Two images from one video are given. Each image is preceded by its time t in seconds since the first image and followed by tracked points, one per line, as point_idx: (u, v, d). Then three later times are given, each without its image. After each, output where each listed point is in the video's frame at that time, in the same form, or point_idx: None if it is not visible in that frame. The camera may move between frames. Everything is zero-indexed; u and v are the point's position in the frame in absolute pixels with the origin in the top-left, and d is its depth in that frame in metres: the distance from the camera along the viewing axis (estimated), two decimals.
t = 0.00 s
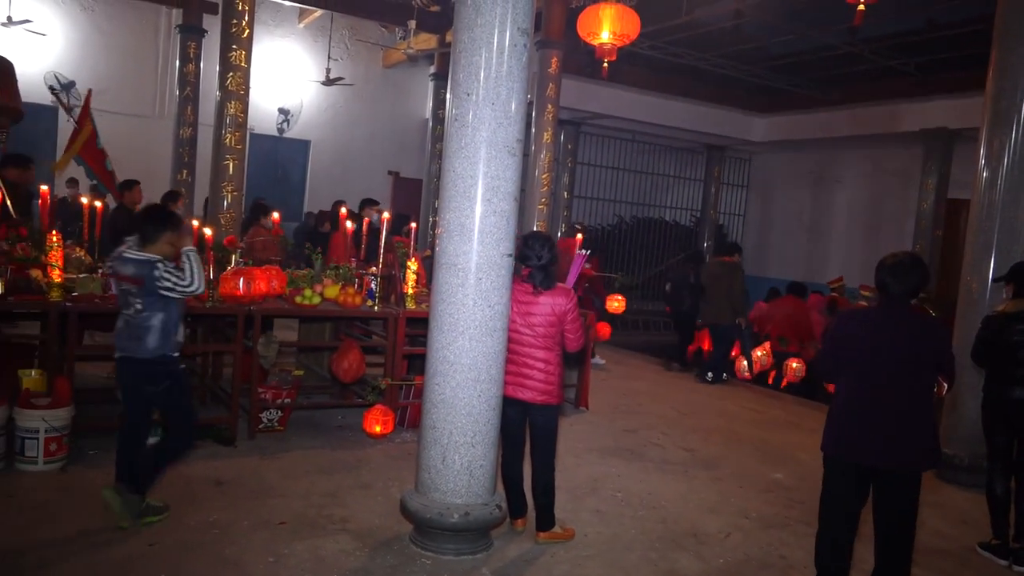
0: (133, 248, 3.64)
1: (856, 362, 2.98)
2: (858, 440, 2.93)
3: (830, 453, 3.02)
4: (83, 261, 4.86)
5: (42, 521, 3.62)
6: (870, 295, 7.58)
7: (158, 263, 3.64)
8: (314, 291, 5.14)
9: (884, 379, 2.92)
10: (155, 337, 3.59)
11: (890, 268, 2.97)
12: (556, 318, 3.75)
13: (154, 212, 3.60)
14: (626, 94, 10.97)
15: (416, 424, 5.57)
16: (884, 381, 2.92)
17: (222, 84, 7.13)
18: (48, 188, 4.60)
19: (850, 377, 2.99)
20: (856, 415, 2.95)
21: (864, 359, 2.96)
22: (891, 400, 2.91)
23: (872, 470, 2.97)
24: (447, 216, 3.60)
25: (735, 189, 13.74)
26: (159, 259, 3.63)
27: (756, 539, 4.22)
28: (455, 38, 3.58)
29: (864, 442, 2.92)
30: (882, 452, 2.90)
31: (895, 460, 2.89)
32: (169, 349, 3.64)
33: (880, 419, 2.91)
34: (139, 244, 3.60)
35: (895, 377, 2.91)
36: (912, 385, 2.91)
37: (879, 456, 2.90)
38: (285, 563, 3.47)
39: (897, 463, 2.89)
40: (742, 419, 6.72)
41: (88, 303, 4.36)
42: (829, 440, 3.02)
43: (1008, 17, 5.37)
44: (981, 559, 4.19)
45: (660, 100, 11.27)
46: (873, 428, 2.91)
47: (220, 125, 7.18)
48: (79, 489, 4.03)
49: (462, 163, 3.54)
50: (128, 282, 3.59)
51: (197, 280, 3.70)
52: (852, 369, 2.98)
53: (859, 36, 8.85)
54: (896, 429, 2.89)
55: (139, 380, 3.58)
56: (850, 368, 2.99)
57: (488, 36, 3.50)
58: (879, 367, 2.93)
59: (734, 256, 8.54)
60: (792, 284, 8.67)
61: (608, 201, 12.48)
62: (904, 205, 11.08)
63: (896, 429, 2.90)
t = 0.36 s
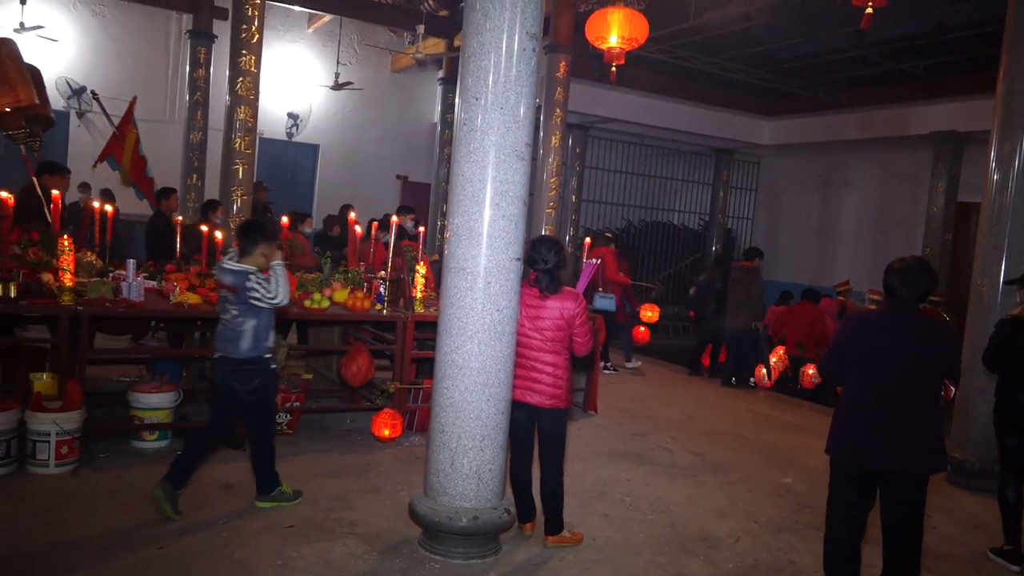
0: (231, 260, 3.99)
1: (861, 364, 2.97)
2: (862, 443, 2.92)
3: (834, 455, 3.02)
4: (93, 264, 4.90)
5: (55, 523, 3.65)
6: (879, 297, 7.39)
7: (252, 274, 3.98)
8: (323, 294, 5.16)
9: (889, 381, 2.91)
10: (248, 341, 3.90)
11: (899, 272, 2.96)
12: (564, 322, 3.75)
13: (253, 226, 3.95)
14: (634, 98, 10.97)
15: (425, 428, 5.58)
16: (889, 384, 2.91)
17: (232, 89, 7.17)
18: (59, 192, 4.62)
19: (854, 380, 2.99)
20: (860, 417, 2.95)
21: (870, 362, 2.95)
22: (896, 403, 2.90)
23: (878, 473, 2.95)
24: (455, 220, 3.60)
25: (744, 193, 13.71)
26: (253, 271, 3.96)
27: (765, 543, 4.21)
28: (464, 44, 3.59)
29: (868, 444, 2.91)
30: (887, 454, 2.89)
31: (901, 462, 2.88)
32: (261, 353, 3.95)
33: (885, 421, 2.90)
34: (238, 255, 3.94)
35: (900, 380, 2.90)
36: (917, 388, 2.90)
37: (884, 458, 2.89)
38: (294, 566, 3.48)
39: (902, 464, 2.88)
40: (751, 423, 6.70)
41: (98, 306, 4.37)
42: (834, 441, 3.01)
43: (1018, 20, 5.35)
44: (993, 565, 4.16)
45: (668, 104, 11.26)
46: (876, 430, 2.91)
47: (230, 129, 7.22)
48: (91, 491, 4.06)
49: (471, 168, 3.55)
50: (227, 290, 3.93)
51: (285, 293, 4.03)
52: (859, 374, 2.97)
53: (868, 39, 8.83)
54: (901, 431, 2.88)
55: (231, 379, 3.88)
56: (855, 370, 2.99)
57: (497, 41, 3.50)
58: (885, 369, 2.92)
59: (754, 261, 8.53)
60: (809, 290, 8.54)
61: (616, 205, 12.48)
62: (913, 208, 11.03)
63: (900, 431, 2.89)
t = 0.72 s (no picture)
0: (316, 264, 4.21)
1: (873, 369, 2.96)
2: (873, 448, 2.91)
3: (844, 460, 3.01)
4: (102, 267, 4.92)
5: (65, 526, 3.66)
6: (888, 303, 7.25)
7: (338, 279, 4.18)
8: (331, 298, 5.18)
9: (901, 387, 2.90)
10: (325, 339, 4.10)
11: (914, 277, 2.96)
12: (572, 327, 3.75)
13: (334, 234, 4.14)
14: (641, 102, 10.97)
15: (432, 432, 5.58)
16: (900, 389, 2.90)
17: (241, 93, 7.22)
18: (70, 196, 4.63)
19: (866, 385, 2.98)
20: (870, 422, 2.94)
21: (882, 366, 2.94)
22: (908, 409, 2.89)
23: (888, 479, 2.93)
24: (463, 225, 3.61)
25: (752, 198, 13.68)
26: (339, 275, 4.17)
27: (773, 549, 4.19)
28: (472, 49, 3.60)
29: (878, 450, 2.90)
30: (898, 461, 2.87)
31: (911, 469, 2.87)
32: (335, 351, 4.12)
33: (895, 427, 2.89)
34: (322, 259, 4.14)
35: (911, 386, 2.89)
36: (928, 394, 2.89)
37: (894, 464, 2.88)
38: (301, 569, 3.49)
39: (912, 471, 2.87)
40: (759, 428, 6.68)
41: (108, 310, 4.38)
42: (844, 447, 3.01)
43: None
44: (1003, 573, 4.13)
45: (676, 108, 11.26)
46: (888, 435, 2.90)
47: (239, 134, 7.25)
48: (99, 494, 4.08)
49: (479, 173, 3.55)
50: (312, 292, 4.13)
51: (371, 295, 4.23)
52: (870, 379, 2.96)
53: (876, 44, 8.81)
54: (911, 438, 2.88)
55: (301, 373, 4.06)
56: (866, 375, 2.98)
57: (505, 46, 3.51)
58: (896, 374, 2.91)
59: (776, 269, 8.45)
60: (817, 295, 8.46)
61: (623, 209, 12.46)
62: (922, 214, 10.99)
63: (911, 437, 2.88)
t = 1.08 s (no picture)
0: (386, 269, 4.59)
1: (889, 375, 2.95)
2: (887, 455, 2.90)
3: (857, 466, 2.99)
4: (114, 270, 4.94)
5: (76, 527, 3.68)
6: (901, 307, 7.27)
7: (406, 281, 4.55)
8: (340, 302, 5.21)
9: (917, 393, 2.90)
10: (400, 338, 4.45)
11: (933, 283, 2.96)
12: (580, 331, 3.75)
13: (403, 240, 4.51)
14: (650, 106, 10.97)
15: (440, 436, 5.59)
16: (916, 396, 2.90)
17: (251, 97, 7.28)
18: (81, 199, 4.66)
19: (880, 391, 2.97)
20: (885, 428, 2.93)
21: (899, 372, 2.93)
22: (924, 415, 2.89)
23: (900, 486, 2.92)
24: (472, 229, 3.62)
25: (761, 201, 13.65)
26: (407, 278, 4.53)
27: (782, 554, 4.18)
28: (481, 53, 3.61)
29: (893, 457, 2.89)
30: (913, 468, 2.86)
31: (924, 476, 2.86)
32: (410, 348, 4.48)
33: (908, 434, 2.89)
34: (392, 265, 4.54)
35: (928, 392, 2.89)
36: (944, 401, 2.89)
37: (908, 471, 2.87)
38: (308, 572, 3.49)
39: (926, 478, 2.86)
40: (767, 433, 6.66)
41: (119, 313, 4.41)
42: (857, 453, 2.99)
43: None
44: None
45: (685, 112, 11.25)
46: (903, 442, 2.89)
47: (249, 138, 7.32)
48: (109, 495, 4.10)
49: (488, 177, 3.56)
50: (383, 293, 4.50)
51: (435, 294, 4.60)
52: (885, 385, 2.95)
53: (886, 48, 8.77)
54: (926, 445, 2.87)
55: (384, 372, 4.41)
56: (883, 381, 2.96)
57: (514, 50, 3.51)
58: (913, 381, 2.90)
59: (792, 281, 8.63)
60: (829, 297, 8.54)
61: (632, 213, 12.46)
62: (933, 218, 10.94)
63: (926, 444, 2.87)
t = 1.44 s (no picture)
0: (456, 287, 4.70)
1: (899, 382, 2.94)
2: (897, 462, 2.89)
3: (868, 474, 2.98)
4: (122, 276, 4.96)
5: (85, 532, 3.69)
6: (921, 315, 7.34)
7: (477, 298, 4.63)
8: (346, 307, 5.22)
9: (930, 401, 2.88)
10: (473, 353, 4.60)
11: (943, 289, 2.95)
12: (587, 337, 3.75)
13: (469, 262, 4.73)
14: (656, 112, 10.98)
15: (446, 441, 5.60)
16: (928, 403, 2.88)
17: (259, 103, 7.34)
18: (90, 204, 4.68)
19: (889, 398, 2.96)
20: (896, 436, 2.92)
21: (911, 379, 2.92)
22: (934, 422, 2.88)
23: (910, 493, 2.91)
24: (479, 235, 3.63)
25: (767, 207, 13.64)
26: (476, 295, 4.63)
27: (789, 561, 4.17)
28: (489, 59, 3.62)
29: (904, 465, 2.88)
30: (925, 475, 2.85)
31: (936, 483, 2.85)
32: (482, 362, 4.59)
33: (918, 441, 2.88)
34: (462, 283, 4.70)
35: (940, 399, 2.88)
36: (955, 408, 2.88)
37: (919, 479, 2.86)
38: None
39: (938, 485, 2.85)
40: (774, 439, 6.65)
41: (127, 318, 4.43)
42: (868, 461, 2.98)
43: None
44: None
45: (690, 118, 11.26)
46: (915, 449, 2.88)
47: (256, 144, 7.39)
48: (117, 500, 4.12)
49: (495, 182, 3.57)
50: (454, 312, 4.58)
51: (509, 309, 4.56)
52: (895, 391, 2.95)
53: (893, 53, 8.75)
54: (939, 452, 2.86)
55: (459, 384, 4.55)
56: (895, 388, 2.94)
57: (522, 56, 3.53)
58: (926, 388, 2.89)
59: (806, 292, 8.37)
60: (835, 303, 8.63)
61: (638, 219, 12.46)
62: (940, 223, 10.92)
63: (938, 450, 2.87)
